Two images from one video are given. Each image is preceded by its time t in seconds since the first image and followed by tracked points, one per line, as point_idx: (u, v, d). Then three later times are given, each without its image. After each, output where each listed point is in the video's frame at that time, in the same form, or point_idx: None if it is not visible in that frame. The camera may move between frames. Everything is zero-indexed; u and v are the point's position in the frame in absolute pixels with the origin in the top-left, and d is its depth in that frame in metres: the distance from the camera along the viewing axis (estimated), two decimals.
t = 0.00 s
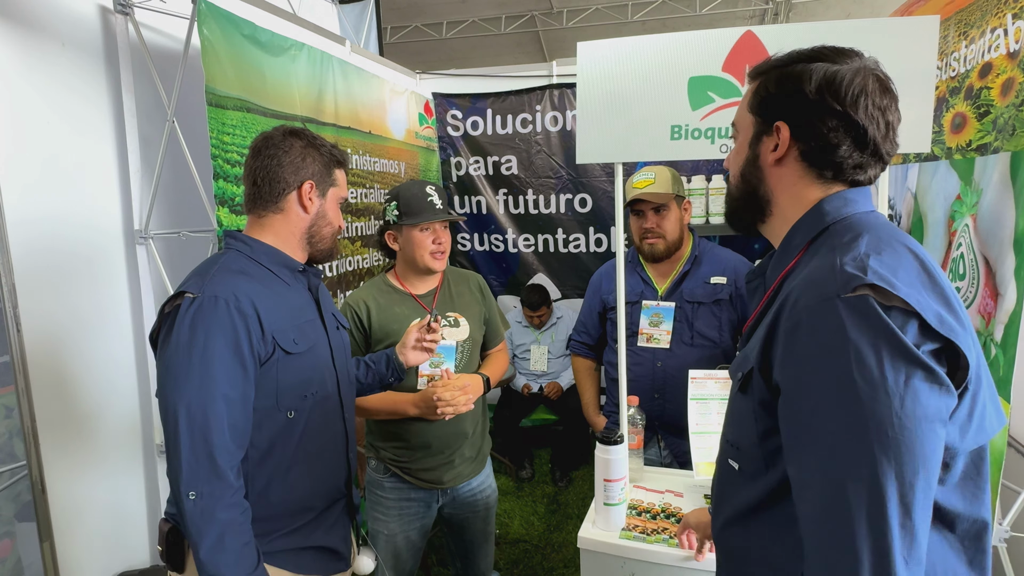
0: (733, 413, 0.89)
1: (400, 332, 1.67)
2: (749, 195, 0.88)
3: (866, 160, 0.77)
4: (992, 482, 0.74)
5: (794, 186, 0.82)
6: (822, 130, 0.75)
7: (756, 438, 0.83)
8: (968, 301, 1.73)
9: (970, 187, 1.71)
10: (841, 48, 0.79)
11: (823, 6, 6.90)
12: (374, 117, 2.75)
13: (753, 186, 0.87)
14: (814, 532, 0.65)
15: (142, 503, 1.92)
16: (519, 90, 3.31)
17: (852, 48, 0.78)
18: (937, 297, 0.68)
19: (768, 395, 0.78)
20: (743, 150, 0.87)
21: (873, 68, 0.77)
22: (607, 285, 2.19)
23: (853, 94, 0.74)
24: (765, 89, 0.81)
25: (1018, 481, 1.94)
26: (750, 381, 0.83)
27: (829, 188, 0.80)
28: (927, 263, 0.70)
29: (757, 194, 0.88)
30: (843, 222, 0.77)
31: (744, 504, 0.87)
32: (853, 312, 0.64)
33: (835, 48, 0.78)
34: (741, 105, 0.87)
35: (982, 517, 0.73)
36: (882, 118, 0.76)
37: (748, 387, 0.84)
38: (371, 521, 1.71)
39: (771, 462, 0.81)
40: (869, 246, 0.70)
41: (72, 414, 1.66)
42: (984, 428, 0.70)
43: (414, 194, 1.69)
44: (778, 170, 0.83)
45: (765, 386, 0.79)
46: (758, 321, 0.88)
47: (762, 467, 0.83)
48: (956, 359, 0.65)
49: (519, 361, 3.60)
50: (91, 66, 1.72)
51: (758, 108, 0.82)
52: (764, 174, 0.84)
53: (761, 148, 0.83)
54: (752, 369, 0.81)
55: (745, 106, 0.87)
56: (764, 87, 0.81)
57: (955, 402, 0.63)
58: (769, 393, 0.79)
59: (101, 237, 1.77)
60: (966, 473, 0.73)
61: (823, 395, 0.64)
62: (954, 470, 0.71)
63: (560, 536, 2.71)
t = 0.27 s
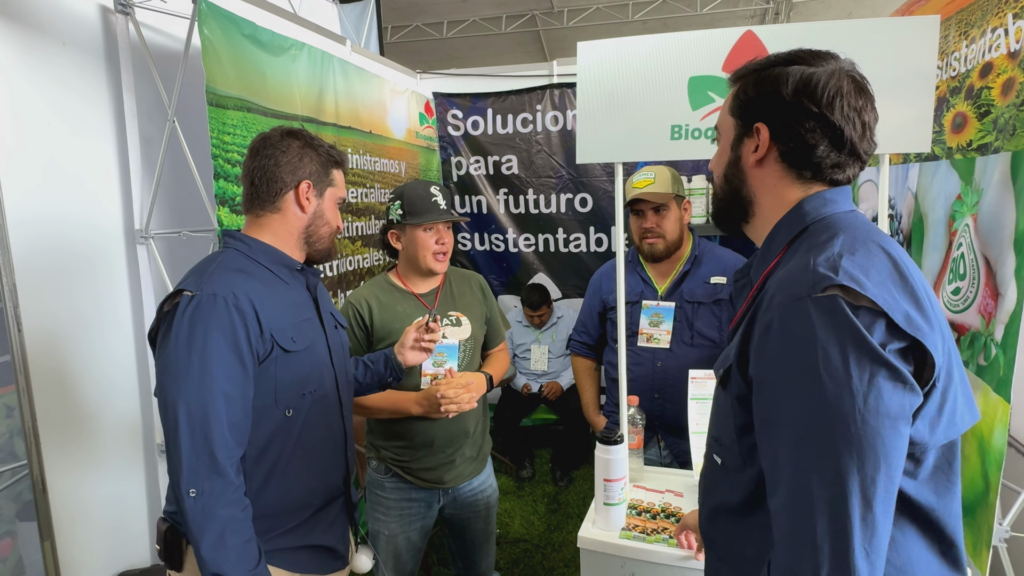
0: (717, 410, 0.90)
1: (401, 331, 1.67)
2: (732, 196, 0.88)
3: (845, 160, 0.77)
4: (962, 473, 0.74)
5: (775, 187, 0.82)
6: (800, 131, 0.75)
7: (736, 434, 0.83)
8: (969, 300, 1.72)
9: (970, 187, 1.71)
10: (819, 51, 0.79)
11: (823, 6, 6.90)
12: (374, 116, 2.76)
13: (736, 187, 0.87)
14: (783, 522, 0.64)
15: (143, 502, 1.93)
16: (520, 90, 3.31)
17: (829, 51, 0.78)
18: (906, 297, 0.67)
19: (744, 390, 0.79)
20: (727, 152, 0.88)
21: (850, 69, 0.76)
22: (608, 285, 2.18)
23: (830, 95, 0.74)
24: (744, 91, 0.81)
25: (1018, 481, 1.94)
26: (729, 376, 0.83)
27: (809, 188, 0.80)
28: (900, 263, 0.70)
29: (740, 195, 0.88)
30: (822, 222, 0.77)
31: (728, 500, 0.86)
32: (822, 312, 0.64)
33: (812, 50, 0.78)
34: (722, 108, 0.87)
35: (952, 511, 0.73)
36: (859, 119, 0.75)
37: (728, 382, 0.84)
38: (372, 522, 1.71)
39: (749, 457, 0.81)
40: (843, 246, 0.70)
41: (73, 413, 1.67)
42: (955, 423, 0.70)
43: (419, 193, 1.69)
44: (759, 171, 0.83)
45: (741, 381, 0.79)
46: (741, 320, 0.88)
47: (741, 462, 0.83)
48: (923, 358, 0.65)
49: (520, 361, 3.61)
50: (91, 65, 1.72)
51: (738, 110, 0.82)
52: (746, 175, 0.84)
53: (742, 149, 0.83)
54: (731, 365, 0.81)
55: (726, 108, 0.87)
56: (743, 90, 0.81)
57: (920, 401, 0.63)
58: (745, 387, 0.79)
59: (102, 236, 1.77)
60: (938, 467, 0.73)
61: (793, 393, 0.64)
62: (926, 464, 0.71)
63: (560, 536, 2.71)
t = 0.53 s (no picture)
0: (711, 406, 0.90)
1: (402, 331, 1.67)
2: (730, 195, 0.88)
3: (842, 159, 0.76)
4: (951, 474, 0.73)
5: (773, 185, 0.82)
6: (797, 130, 0.75)
7: (727, 429, 0.83)
8: (969, 300, 1.72)
9: (971, 186, 1.71)
10: (817, 51, 0.79)
11: (823, 6, 6.91)
12: (374, 115, 2.75)
13: (735, 185, 0.87)
14: (770, 517, 0.65)
15: (143, 501, 1.93)
16: (520, 89, 3.31)
17: (828, 51, 0.78)
18: (897, 297, 0.67)
19: (737, 386, 0.79)
20: (725, 151, 0.87)
21: (849, 69, 0.76)
22: (607, 284, 2.18)
23: (827, 95, 0.74)
24: (743, 90, 0.81)
25: (1018, 481, 1.94)
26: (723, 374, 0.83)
27: (806, 187, 0.80)
28: (892, 264, 0.70)
29: (738, 193, 0.87)
30: (817, 221, 0.77)
31: (720, 496, 0.86)
32: (812, 311, 0.64)
33: (811, 50, 0.78)
34: (721, 108, 0.87)
35: (941, 512, 0.73)
36: (856, 119, 0.75)
37: (721, 379, 0.84)
38: (374, 525, 1.70)
39: (740, 453, 0.81)
40: (836, 246, 0.70)
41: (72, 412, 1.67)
42: (945, 424, 0.70)
43: (421, 192, 1.68)
44: (757, 170, 0.82)
45: (734, 377, 0.79)
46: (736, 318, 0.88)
47: (731, 457, 0.83)
48: (913, 358, 0.64)
49: (520, 360, 3.61)
50: (90, 64, 1.72)
51: (736, 109, 0.82)
52: (744, 174, 0.84)
53: (740, 149, 0.83)
54: (725, 363, 0.81)
55: (725, 108, 0.87)
56: (742, 89, 0.81)
57: (908, 401, 0.63)
58: (738, 384, 0.79)
59: (102, 235, 1.77)
60: (927, 468, 0.73)
61: (781, 391, 0.64)
62: (915, 464, 0.70)
63: (560, 535, 2.71)
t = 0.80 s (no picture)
0: (718, 406, 0.89)
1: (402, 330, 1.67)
2: (737, 193, 0.87)
3: (850, 157, 0.76)
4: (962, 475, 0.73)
5: (780, 184, 0.81)
6: (805, 127, 0.74)
7: (735, 430, 0.82)
8: (970, 300, 1.72)
9: (973, 185, 1.70)
10: (824, 49, 0.79)
11: (824, 5, 6.90)
12: (374, 114, 2.75)
13: (741, 184, 0.86)
14: (777, 520, 0.64)
15: (142, 501, 1.92)
16: (520, 88, 3.30)
17: (835, 49, 0.78)
18: (907, 296, 0.66)
19: (745, 387, 0.78)
20: (732, 150, 0.87)
21: (856, 67, 0.76)
22: (607, 284, 2.18)
23: (835, 92, 0.73)
24: (749, 88, 0.80)
25: (1019, 481, 1.93)
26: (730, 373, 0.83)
27: (814, 185, 0.79)
28: (902, 262, 0.69)
29: (745, 192, 0.87)
30: (825, 220, 0.76)
31: (723, 496, 0.86)
32: (820, 310, 0.63)
33: (818, 48, 0.77)
34: (728, 106, 0.87)
35: (953, 512, 0.72)
36: (864, 116, 0.75)
37: (728, 378, 0.84)
38: (377, 527, 1.69)
39: (748, 454, 0.81)
40: (844, 244, 0.70)
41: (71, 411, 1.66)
42: (956, 424, 0.69)
43: (427, 191, 1.68)
44: (764, 168, 0.82)
45: (741, 378, 0.78)
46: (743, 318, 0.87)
47: (741, 456, 0.82)
48: (923, 357, 0.64)
49: (520, 360, 3.60)
50: (89, 62, 1.72)
51: (743, 108, 0.81)
52: (751, 172, 0.84)
53: (747, 147, 0.82)
54: (732, 362, 0.80)
55: (732, 106, 0.86)
56: (748, 87, 0.80)
57: (919, 400, 0.62)
58: (746, 384, 0.78)
59: (101, 234, 1.76)
60: (937, 469, 0.72)
61: (790, 391, 0.64)
62: (925, 465, 0.70)
63: (561, 535, 2.71)
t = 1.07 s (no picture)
0: (727, 407, 0.88)
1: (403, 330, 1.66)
2: (746, 193, 0.87)
3: (861, 156, 0.75)
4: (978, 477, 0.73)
5: (789, 183, 0.81)
6: (815, 126, 0.74)
7: (746, 431, 0.81)
8: (971, 300, 1.71)
9: (974, 185, 1.70)
10: (834, 47, 0.79)
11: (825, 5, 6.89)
12: (374, 114, 2.75)
13: (750, 183, 0.86)
14: (792, 524, 0.64)
15: (141, 501, 1.92)
16: (521, 87, 3.30)
17: (845, 47, 0.78)
18: (922, 295, 0.66)
19: (756, 389, 0.78)
20: (740, 149, 0.87)
21: (866, 65, 0.76)
22: (607, 284, 2.17)
23: (846, 90, 0.73)
24: (758, 88, 0.80)
25: (1019, 481, 1.93)
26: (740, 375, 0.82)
27: (824, 185, 0.79)
28: (916, 261, 0.69)
29: (753, 192, 0.86)
30: (836, 219, 0.76)
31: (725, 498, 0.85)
32: (835, 309, 0.63)
33: (827, 47, 0.77)
34: (737, 105, 0.87)
35: (970, 515, 0.72)
36: (875, 115, 0.75)
37: (739, 380, 0.83)
38: (378, 527, 1.69)
39: (760, 455, 0.80)
40: (857, 243, 0.69)
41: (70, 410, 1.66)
42: (972, 425, 0.69)
43: (428, 190, 1.68)
44: (773, 167, 0.81)
45: (753, 379, 0.78)
46: (752, 319, 0.87)
47: (752, 460, 0.82)
48: (940, 356, 0.64)
49: (520, 360, 3.60)
50: (88, 61, 1.71)
51: (752, 107, 0.81)
52: (760, 171, 0.83)
53: (756, 146, 0.82)
54: (743, 363, 0.80)
55: (740, 105, 0.86)
56: (757, 86, 0.80)
57: (936, 400, 0.62)
58: (757, 386, 0.78)
59: (99, 233, 1.76)
60: (954, 470, 0.72)
61: (804, 391, 0.63)
62: (940, 467, 0.69)
63: (560, 536, 2.70)
